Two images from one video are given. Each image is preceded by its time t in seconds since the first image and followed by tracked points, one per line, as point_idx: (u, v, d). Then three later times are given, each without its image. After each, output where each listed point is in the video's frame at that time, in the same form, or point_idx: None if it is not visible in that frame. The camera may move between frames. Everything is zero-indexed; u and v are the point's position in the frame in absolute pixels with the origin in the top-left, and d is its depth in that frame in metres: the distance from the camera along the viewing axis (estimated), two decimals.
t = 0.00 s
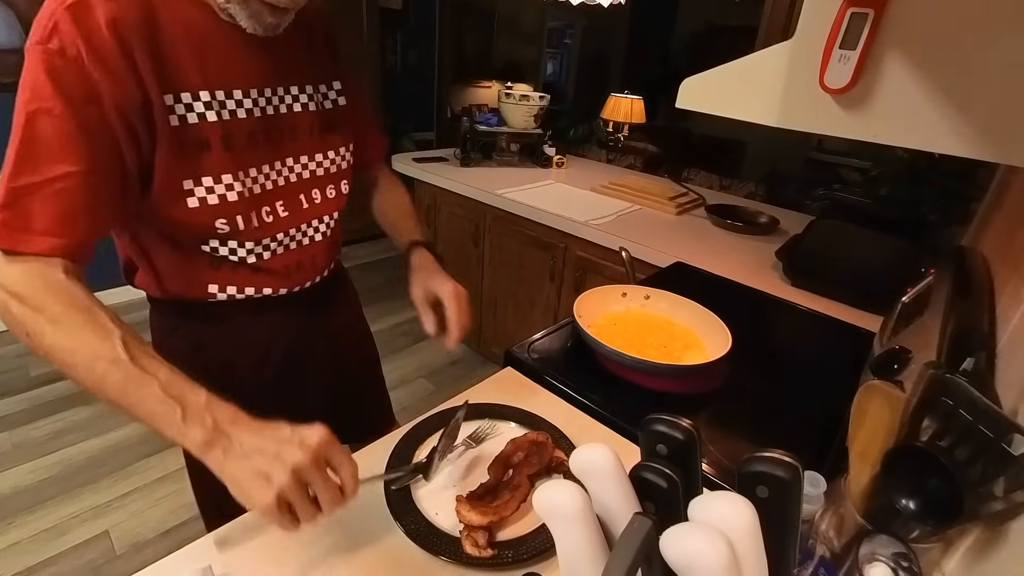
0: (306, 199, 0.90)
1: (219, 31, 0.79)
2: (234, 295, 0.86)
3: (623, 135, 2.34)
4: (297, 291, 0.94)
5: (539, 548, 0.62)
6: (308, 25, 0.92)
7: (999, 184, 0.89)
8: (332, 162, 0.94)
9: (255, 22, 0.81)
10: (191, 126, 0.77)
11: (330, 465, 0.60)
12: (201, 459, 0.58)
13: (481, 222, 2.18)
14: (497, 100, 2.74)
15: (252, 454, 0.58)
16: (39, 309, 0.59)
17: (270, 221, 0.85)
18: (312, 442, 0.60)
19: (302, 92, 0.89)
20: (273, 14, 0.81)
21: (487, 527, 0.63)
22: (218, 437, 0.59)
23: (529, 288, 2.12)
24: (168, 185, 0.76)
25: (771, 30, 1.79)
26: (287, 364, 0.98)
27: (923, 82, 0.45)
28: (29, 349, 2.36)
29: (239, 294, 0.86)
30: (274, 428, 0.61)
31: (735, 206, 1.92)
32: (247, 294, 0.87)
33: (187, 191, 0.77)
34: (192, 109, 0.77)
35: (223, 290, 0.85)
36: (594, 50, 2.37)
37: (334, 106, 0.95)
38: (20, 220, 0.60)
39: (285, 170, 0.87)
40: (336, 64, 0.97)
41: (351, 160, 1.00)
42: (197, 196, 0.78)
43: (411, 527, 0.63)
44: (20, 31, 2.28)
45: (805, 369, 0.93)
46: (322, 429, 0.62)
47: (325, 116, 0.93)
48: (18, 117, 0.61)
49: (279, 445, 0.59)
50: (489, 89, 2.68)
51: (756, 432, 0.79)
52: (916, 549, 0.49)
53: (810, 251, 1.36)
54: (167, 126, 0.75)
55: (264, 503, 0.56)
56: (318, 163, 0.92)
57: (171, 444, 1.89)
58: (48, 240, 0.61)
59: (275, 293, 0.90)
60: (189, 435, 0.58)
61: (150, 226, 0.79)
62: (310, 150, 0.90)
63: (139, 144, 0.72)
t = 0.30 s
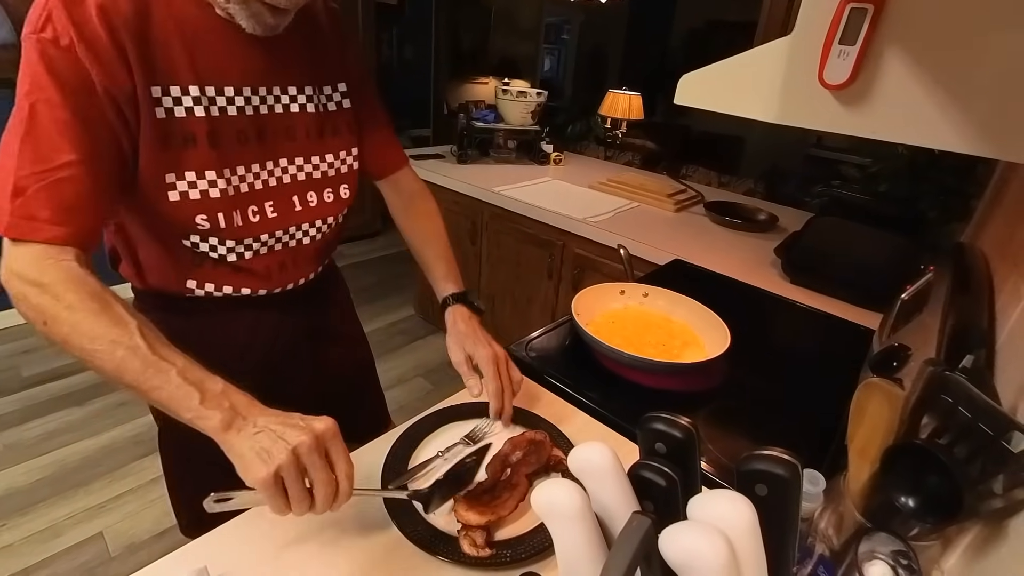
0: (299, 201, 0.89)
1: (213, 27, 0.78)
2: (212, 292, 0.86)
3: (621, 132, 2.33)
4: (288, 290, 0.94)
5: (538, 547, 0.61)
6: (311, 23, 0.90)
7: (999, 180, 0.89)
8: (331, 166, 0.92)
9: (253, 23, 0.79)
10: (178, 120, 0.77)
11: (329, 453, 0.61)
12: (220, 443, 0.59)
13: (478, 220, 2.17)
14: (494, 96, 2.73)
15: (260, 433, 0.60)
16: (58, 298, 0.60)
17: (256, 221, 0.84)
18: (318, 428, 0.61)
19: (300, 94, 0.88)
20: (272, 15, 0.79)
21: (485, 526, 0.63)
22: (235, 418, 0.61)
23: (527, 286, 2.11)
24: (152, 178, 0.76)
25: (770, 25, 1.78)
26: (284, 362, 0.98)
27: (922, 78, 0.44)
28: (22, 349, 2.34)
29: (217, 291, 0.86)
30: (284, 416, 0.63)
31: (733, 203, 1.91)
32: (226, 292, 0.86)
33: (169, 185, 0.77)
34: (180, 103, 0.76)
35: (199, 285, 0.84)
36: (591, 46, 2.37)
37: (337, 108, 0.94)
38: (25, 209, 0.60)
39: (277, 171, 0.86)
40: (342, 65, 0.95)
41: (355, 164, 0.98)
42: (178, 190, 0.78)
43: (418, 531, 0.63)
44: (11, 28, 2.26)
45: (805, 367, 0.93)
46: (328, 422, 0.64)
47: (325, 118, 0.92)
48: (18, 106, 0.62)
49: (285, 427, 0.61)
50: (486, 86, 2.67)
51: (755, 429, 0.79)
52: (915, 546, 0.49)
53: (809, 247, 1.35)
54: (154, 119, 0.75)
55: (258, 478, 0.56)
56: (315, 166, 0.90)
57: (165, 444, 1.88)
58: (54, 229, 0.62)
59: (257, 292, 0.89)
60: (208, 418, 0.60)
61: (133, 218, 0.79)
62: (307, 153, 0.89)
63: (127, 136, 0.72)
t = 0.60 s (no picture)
0: (293, 202, 0.88)
1: (205, 25, 0.78)
2: (202, 289, 0.85)
3: (619, 129, 2.33)
4: (281, 288, 0.93)
5: (536, 546, 0.61)
6: (308, 22, 0.89)
7: (998, 178, 0.89)
8: (326, 166, 0.92)
9: (244, 19, 0.78)
10: (169, 119, 0.76)
11: (328, 457, 0.60)
12: (223, 442, 0.59)
13: (475, 217, 2.17)
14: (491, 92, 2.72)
15: (262, 434, 0.60)
16: (66, 300, 0.60)
17: (248, 220, 0.84)
18: (318, 431, 0.61)
19: (295, 94, 0.87)
20: (264, 12, 0.78)
21: (487, 529, 0.62)
22: (239, 419, 0.61)
23: (525, 284, 2.11)
24: (142, 177, 0.75)
25: (768, 21, 1.77)
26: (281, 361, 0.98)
27: (921, 75, 0.44)
28: (14, 349, 2.33)
29: (208, 289, 0.85)
30: (285, 416, 0.63)
31: (732, 200, 1.91)
32: (216, 290, 0.86)
33: (160, 184, 0.76)
34: (171, 103, 0.76)
35: (190, 283, 0.84)
36: (589, 42, 2.36)
37: (333, 108, 0.93)
38: (30, 211, 0.60)
39: (270, 171, 0.85)
40: (340, 63, 0.95)
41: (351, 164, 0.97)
42: (169, 190, 0.77)
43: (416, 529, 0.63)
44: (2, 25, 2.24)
45: (803, 364, 0.94)
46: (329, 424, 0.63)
47: (320, 118, 0.91)
48: (16, 108, 0.62)
49: (286, 428, 0.60)
50: (483, 82, 2.66)
51: (752, 426, 0.79)
52: (914, 544, 0.49)
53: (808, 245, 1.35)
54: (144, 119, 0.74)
55: (257, 478, 0.56)
56: (310, 165, 0.90)
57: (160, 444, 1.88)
58: (60, 229, 0.62)
59: (250, 291, 0.89)
60: (212, 418, 0.60)
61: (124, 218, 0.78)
62: (301, 153, 0.88)
63: (120, 135, 0.71)
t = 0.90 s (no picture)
0: (285, 199, 0.87)
1: (194, 21, 0.77)
2: (196, 287, 0.85)
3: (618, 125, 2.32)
4: (275, 286, 0.93)
5: (535, 545, 0.61)
6: (298, 17, 0.89)
7: (998, 174, 0.89)
8: (318, 162, 0.91)
9: (233, 14, 0.78)
10: (158, 117, 0.75)
11: (305, 468, 0.58)
12: (202, 448, 0.58)
13: (472, 215, 2.16)
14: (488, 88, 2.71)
15: (239, 444, 0.58)
16: (52, 301, 0.60)
17: (240, 218, 0.83)
18: (291, 445, 0.58)
19: (286, 90, 0.86)
20: (254, 7, 0.78)
21: (486, 529, 0.62)
22: (216, 425, 0.59)
23: (522, 282, 2.11)
24: (132, 176, 0.75)
25: (767, 17, 1.77)
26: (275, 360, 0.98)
27: (921, 70, 0.44)
28: (6, 349, 2.31)
29: (200, 287, 0.85)
30: (261, 418, 0.60)
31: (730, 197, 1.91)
32: (209, 288, 0.85)
33: (150, 182, 0.76)
34: (160, 100, 0.75)
35: (182, 282, 0.83)
36: (587, 37, 2.36)
37: (324, 103, 0.92)
38: (18, 212, 0.60)
39: (261, 168, 0.84)
40: (331, 59, 0.94)
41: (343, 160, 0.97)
42: (160, 188, 0.76)
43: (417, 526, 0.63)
44: None
45: (803, 361, 0.94)
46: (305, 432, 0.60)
47: (311, 114, 0.90)
48: (2, 108, 0.61)
49: (262, 443, 0.58)
50: (480, 78, 2.66)
51: (752, 424, 0.79)
52: (912, 541, 0.48)
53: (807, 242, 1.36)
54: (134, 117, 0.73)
55: (235, 494, 0.55)
56: (302, 162, 0.89)
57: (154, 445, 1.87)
58: (51, 230, 0.62)
59: (246, 289, 0.88)
60: (189, 424, 0.58)
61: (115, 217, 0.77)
62: (293, 149, 0.88)
63: (110, 134, 0.71)
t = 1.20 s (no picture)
0: (280, 195, 0.87)
1: (183, 18, 0.76)
2: (195, 288, 0.84)
3: (616, 122, 2.32)
4: (274, 285, 0.93)
5: (533, 544, 0.61)
6: (285, 12, 0.89)
7: (997, 171, 0.89)
8: (310, 157, 0.92)
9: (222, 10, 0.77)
10: (152, 117, 0.74)
11: (300, 518, 0.59)
12: (187, 491, 0.59)
13: (469, 212, 2.16)
14: (484, 84, 2.70)
15: (226, 494, 0.58)
16: (40, 323, 0.59)
17: (238, 216, 0.83)
18: (280, 500, 0.58)
19: (277, 85, 0.86)
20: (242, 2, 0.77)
21: (483, 529, 0.62)
22: (198, 475, 0.59)
23: (520, 280, 2.11)
24: (128, 178, 0.74)
25: (766, 12, 1.77)
26: (273, 361, 0.97)
27: (921, 66, 0.44)
28: None
29: (199, 288, 0.84)
30: (244, 463, 0.59)
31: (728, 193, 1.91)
32: (209, 289, 0.85)
33: (147, 184, 0.75)
34: (153, 100, 0.74)
35: (182, 283, 0.83)
36: (584, 33, 2.35)
37: (312, 98, 0.93)
38: (7, 220, 0.58)
39: (257, 165, 0.84)
40: (315, 54, 0.95)
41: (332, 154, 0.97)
42: (157, 189, 0.76)
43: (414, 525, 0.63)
44: None
45: (802, 358, 0.94)
46: (292, 480, 0.60)
47: (301, 108, 0.90)
48: None
49: (250, 497, 0.58)
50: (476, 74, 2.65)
51: (750, 422, 0.79)
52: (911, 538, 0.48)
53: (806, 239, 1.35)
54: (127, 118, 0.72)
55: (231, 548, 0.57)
56: (295, 157, 0.89)
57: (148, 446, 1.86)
58: (39, 239, 0.59)
59: (245, 288, 0.88)
60: (172, 470, 0.58)
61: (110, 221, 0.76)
62: (286, 145, 0.88)
63: (104, 136, 0.69)
